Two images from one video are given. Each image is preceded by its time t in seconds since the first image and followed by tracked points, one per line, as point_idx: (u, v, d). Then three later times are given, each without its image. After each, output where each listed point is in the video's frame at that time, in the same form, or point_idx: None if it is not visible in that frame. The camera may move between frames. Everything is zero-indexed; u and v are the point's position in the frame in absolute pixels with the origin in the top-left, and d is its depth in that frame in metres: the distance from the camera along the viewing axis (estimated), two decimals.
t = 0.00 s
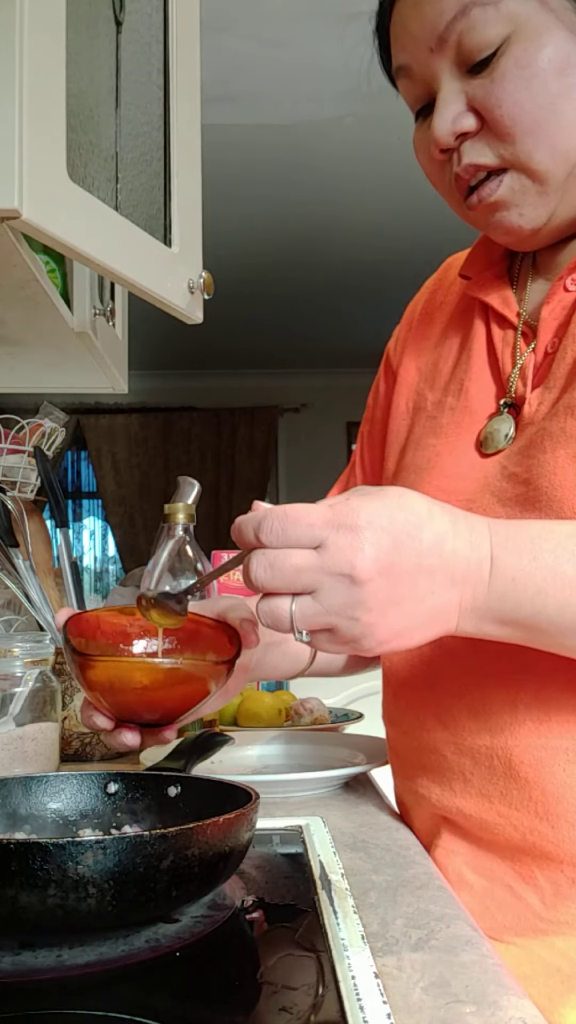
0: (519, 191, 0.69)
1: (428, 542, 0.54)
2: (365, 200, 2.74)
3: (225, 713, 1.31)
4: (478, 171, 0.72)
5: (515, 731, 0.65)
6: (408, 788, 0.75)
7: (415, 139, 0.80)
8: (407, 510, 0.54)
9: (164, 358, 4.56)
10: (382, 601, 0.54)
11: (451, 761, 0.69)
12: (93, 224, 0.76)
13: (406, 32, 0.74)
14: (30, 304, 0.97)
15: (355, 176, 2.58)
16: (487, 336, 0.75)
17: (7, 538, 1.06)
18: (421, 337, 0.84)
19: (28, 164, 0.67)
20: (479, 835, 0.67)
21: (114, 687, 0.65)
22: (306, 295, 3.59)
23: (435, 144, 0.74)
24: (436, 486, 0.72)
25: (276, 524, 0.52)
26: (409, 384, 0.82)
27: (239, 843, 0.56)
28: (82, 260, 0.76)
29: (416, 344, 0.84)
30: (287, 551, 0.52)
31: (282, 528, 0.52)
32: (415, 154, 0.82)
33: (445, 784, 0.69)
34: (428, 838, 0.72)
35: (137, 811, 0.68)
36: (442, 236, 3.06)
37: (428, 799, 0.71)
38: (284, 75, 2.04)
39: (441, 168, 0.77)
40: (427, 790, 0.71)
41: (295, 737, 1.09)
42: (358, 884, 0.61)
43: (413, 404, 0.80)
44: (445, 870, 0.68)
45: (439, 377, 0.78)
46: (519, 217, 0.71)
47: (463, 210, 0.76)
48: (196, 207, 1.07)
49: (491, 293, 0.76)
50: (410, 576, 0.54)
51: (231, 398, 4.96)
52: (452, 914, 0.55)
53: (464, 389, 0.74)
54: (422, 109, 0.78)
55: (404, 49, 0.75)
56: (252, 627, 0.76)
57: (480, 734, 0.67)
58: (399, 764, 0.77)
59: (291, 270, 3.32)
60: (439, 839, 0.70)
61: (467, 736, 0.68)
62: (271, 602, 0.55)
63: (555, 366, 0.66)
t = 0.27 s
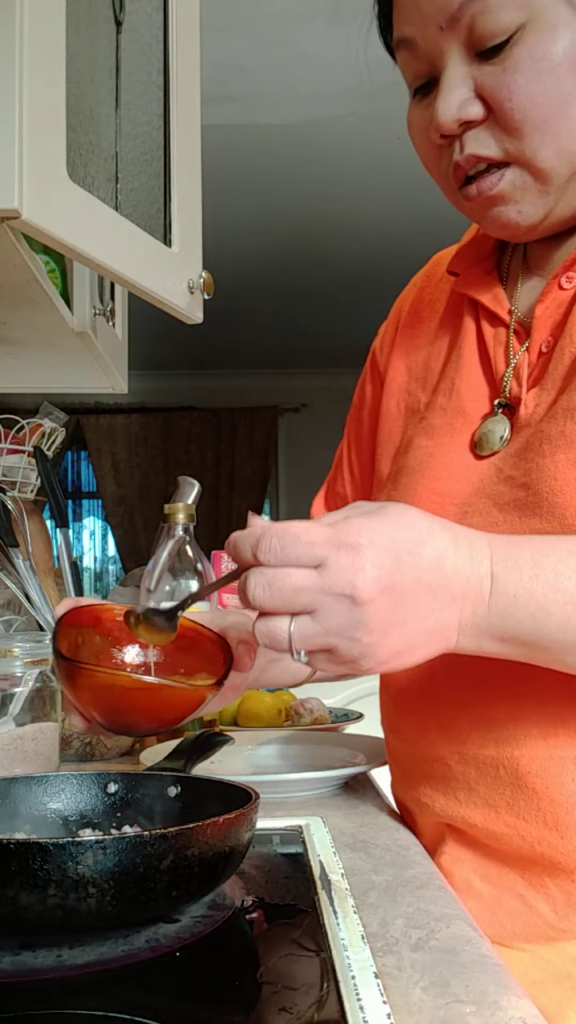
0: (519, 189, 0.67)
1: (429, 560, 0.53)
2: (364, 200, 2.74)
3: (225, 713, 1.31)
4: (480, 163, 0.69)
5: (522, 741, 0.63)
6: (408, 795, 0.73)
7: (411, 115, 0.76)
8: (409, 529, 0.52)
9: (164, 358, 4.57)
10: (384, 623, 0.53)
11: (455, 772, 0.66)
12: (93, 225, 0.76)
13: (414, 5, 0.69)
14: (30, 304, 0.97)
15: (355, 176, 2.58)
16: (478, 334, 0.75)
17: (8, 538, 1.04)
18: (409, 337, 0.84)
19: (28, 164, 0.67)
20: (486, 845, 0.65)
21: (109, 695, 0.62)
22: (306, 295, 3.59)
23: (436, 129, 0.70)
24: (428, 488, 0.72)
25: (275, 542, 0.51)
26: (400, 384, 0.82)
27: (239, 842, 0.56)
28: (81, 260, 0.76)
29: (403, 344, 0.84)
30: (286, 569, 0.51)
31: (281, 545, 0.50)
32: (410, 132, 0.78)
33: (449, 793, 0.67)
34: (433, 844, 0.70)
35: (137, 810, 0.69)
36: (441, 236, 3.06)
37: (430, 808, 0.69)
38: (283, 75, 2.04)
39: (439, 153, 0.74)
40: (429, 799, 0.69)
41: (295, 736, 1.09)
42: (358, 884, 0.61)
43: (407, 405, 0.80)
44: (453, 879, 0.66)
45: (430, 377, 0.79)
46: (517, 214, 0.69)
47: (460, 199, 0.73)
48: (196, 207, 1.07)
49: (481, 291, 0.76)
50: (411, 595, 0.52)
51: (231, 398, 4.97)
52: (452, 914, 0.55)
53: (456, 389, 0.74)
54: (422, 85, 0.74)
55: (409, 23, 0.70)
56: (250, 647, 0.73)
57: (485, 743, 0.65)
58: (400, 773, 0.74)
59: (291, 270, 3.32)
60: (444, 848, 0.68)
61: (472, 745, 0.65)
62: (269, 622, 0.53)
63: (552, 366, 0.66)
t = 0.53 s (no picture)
0: (516, 183, 0.68)
1: (394, 589, 0.51)
2: (364, 200, 2.74)
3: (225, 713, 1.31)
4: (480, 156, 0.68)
5: (524, 747, 0.62)
6: (408, 799, 0.72)
7: (410, 104, 0.76)
8: (373, 557, 0.51)
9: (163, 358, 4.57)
10: (351, 653, 0.51)
11: (455, 777, 0.66)
12: (92, 224, 0.76)
13: None
14: (30, 304, 0.97)
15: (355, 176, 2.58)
16: (476, 335, 0.75)
17: (7, 537, 1.05)
18: (404, 337, 0.84)
19: (28, 163, 0.67)
20: (487, 850, 0.64)
21: (71, 707, 0.56)
22: (306, 295, 3.59)
23: (437, 122, 0.69)
24: (426, 489, 0.72)
25: (238, 573, 0.49)
26: (396, 383, 0.82)
27: (239, 842, 0.56)
28: (81, 260, 0.76)
29: (397, 344, 0.84)
30: (251, 601, 0.48)
31: (246, 577, 0.48)
32: (410, 119, 0.78)
33: (449, 798, 0.67)
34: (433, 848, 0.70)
35: (137, 810, 0.69)
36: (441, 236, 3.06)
37: (431, 812, 0.69)
38: (283, 75, 2.03)
39: (437, 144, 0.73)
40: (429, 803, 0.69)
41: (295, 736, 1.09)
42: (358, 884, 0.61)
43: (403, 405, 0.80)
44: (454, 883, 0.66)
45: (427, 377, 0.79)
46: (514, 207, 0.69)
47: (456, 191, 0.73)
48: (196, 207, 1.07)
49: (478, 291, 0.76)
50: (375, 625, 0.51)
51: (230, 398, 4.96)
52: (452, 914, 0.55)
53: (454, 390, 0.74)
54: (422, 75, 0.74)
55: (413, 10, 0.69)
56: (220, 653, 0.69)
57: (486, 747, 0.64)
58: (400, 778, 0.74)
59: (291, 270, 3.32)
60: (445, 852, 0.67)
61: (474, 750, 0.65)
62: (236, 654, 0.50)
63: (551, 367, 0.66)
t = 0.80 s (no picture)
0: (514, 185, 0.68)
1: (352, 599, 0.52)
2: (364, 200, 2.74)
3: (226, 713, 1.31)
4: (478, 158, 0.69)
5: (524, 750, 0.63)
6: (407, 800, 0.72)
7: (411, 105, 0.76)
8: (331, 569, 0.52)
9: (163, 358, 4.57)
10: (309, 664, 0.52)
11: (456, 779, 0.66)
12: (92, 224, 0.76)
13: None
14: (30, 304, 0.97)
15: (355, 176, 2.58)
16: (477, 335, 0.75)
17: (7, 537, 1.05)
18: (405, 337, 0.83)
19: (28, 163, 0.67)
20: (488, 852, 0.64)
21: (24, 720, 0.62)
22: (306, 295, 3.59)
23: (436, 123, 0.70)
24: (428, 489, 0.72)
25: (196, 587, 0.51)
26: (396, 382, 0.82)
27: (239, 843, 0.56)
28: (81, 260, 0.76)
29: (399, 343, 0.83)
30: (208, 614, 0.51)
31: (203, 590, 0.51)
32: (410, 120, 0.78)
33: (449, 799, 0.66)
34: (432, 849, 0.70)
35: (137, 810, 0.69)
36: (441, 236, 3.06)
37: (430, 814, 0.68)
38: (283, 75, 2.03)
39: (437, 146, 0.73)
40: (429, 805, 0.68)
41: (295, 736, 1.09)
42: (358, 884, 0.61)
43: (403, 404, 0.80)
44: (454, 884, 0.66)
45: (428, 377, 0.79)
46: (513, 209, 0.69)
47: (455, 192, 0.73)
48: (196, 207, 1.07)
49: (479, 291, 0.76)
50: (336, 637, 0.52)
51: (231, 398, 4.96)
52: (451, 914, 0.55)
53: (455, 390, 0.74)
54: (423, 76, 0.74)
55: (413, 10, 0.69)
56: (175, 676, 0.72)
57: (488, 749, 0.64)
58: (398, 781, 0.73)
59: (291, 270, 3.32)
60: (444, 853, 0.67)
61: (475, 752, 0.65)
62: (195, 667, 0.52)
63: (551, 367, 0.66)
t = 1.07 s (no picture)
0: (516, 185, 0.68)
1: (344, 583, 0.52)
2: (364, 200, 2.74)
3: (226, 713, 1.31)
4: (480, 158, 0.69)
5: (524, 749, 0.62)
6: (408, 800, 0.72)
7: (413, 105, 0.76)
8: (323, 552, 0.52)
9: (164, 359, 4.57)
10: (301, 644, 0.52)
11: (457, 779, 0.66)
12: (92, 224, 0.76)
13: None
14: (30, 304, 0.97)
15: (355, 176, 2.58)
16: (478, 335, 0.75)
17: (7, 537, 1.05)
18: (405, 336, 0.83)
19: (28, 163, 0.67)
20: (489, 852, 0.64)
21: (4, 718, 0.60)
22: (306, 295, 3.59)
23: (438, 123, 0.70)
24: (429, 488, 0.72)
25: (189, 565, 0.51)
26: (397, 382, 0.82)
27: (239, 843, 0.56)
28: (81, 260, 0.76)
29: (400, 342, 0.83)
30: (201, 593, 0.51)
31: (196, 568, 0.51)
32: (412, 120, 0.78)
33: (450, 800, 0.66)
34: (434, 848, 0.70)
35: (137, 810, 0.69)
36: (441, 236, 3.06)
37: (431, 814, 0.68)
38: (283, 75, 2.03)
39: (439, 145, 0.73)
40: (430, 805, 0.68)
41: (295, 736, 1.09)
42: (358, 884, 0.61)
43: (403, 404, 0.80)
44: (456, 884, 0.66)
45: (428, 377, 0.79)
46: (514, 209, 0.69)
47: (456, 192, 0.73)
48: (196, 207, 1.07)
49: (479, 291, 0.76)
50: (328, 621, 0.52)
51: (231, 398, 4.96)
52: (451, 914, 0.55)
53: (456, 390, 0.74)
54: (425, 76, 0.74)
55: (416, 10, 0.69)
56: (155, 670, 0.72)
57: (489, 749, 0.64)
58: (399, 780, 0.73)
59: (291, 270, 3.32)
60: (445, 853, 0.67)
61: (477, 752, 0.65)
62: (187, 647, 0.53)
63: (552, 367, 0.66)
